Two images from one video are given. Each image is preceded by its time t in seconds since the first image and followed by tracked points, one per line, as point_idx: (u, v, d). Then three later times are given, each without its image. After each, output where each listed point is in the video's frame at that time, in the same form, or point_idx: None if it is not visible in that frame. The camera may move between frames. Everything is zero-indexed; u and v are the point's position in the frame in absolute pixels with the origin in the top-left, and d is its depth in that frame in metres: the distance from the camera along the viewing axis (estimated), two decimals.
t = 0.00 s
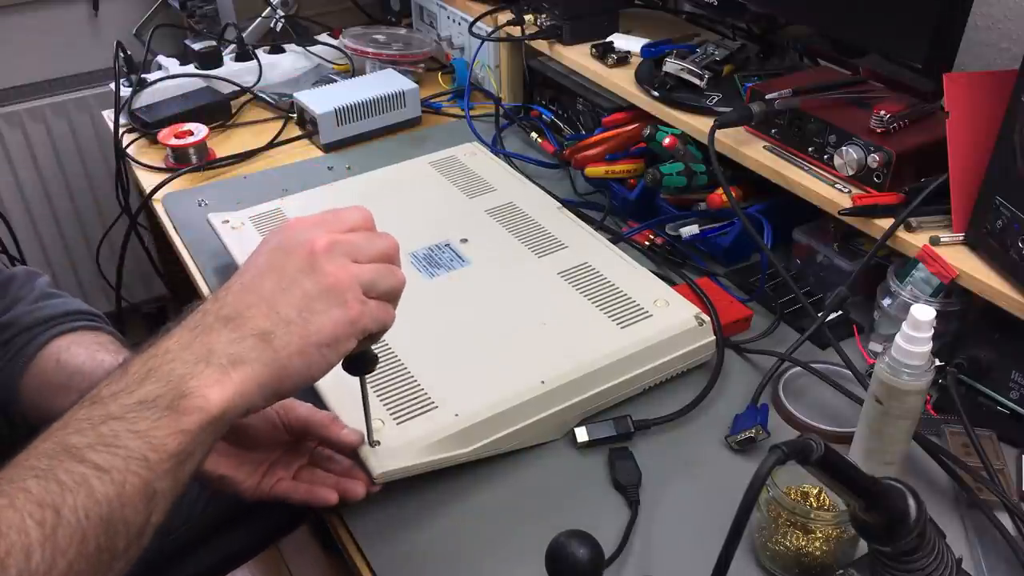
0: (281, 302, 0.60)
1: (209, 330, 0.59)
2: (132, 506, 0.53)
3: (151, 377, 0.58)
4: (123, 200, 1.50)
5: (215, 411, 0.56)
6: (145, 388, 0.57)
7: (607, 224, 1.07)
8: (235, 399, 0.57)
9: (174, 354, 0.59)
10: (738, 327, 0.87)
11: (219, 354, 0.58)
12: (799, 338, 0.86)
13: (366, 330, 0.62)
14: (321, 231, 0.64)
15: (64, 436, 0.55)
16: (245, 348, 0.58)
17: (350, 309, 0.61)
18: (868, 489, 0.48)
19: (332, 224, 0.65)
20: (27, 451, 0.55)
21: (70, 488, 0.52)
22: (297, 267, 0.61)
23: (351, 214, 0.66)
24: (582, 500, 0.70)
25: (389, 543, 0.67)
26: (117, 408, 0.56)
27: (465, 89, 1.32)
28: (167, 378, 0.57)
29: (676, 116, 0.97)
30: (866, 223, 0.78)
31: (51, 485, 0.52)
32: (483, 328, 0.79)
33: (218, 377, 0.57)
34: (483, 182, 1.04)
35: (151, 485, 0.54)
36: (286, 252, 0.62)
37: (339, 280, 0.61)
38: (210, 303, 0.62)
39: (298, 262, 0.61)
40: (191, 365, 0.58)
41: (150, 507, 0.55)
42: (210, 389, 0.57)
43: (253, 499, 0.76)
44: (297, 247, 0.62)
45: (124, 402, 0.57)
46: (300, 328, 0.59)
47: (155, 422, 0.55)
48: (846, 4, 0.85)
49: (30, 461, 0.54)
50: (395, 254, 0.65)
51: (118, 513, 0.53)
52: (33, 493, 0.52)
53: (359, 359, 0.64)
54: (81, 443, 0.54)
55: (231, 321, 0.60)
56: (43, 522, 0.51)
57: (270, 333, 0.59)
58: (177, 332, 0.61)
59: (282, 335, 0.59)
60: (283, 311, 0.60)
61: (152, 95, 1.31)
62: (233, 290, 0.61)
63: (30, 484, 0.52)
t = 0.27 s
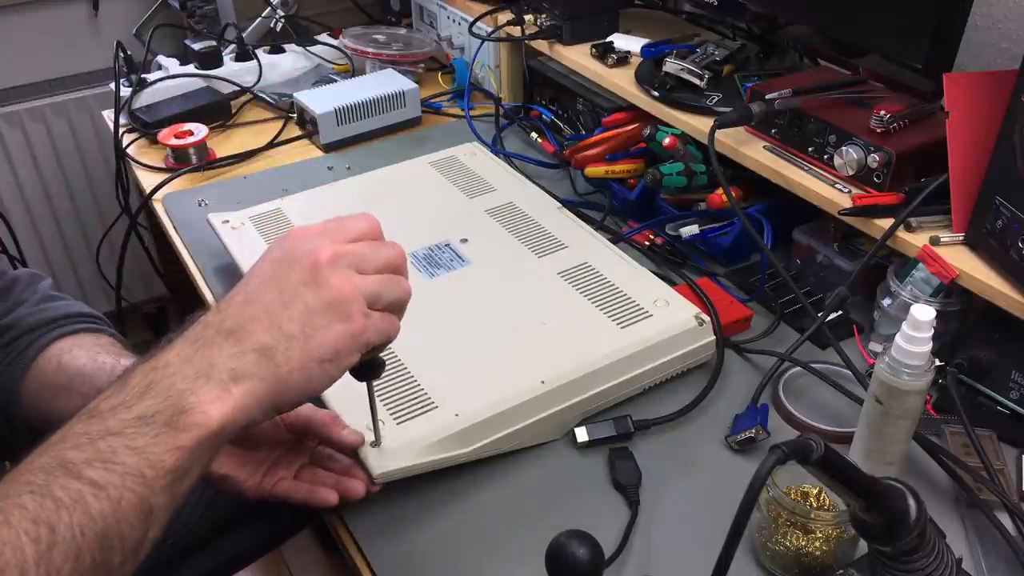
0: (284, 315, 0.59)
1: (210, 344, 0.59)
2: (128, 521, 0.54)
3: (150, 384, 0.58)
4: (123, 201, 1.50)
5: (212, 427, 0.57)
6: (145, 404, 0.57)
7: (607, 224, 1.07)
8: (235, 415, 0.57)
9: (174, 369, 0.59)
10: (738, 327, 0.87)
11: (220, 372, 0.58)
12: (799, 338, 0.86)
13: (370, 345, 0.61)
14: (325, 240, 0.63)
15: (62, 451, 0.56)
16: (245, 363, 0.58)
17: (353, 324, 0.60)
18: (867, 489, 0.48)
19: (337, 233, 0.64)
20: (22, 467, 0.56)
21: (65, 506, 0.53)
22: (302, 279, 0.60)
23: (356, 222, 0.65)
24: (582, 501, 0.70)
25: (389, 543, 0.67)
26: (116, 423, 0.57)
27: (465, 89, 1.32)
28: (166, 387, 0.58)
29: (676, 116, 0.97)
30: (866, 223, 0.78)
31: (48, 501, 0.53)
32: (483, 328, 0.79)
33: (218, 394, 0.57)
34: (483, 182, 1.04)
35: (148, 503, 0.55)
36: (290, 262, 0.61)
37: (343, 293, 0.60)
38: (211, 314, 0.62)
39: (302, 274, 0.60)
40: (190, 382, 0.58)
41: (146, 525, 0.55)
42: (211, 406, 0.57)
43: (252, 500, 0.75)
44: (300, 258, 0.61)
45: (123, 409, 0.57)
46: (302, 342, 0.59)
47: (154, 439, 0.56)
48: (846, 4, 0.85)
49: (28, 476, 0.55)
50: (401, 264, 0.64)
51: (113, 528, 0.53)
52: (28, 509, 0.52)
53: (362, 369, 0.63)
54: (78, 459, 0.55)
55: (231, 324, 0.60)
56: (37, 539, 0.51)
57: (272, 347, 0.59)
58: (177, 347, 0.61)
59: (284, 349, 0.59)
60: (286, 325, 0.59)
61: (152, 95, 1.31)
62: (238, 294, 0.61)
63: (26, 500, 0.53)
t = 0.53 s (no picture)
0: (279, 315, 0.60)
1: (205, 344, 0.59)
2: (124, 521, 0.54)
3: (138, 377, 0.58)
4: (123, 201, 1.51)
5: (206, 424, 0.57)
6: (140, 402, 0.57)
7: (607, 223, 1.07)
8: (230, 412, 0.57)
9: (169, 367, 0.59)
10: (738, 327, 0.87)
11: (214, 366, 0.58)
12: (799, 338, 0.86)
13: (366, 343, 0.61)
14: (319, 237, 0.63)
15: (56, 451, 0.56)
16: (240, 362, 0.58)
17: (347, 322, 0.60)
18: (867, 488, 0.49)
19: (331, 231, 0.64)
20: (20, 466, 0.56)
21: (62, 505, 0.53)
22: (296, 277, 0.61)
23: (351, 222, 0.65)
24: (582, 501, 0.70)
25: (388, 544, 0.67)
26: (112, 422, 0.57)
27: (465, 89, 1.32)
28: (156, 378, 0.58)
29: (676, 116, 0.97)
30: (866, 223, 0.78)
31: (44, 500, 0.53)
32: (483, 328, 0.79)
33: (213, 391, 0.57)
34: (483, 182, 1.04)
35: (145, 500, 0.55)
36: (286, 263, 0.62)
37: (337, 293, 0.60)
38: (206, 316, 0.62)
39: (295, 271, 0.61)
40: (186, 380, 0.58)
41: (143, 522, 0.55)
42: (205, 404, 0.57)
43: (252, 500, 0.75)
44: (296, 258, 0.62)
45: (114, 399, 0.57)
46: (297, 341, 0.59)
47: (150, 436, 0.56)
48: (846, 4, 0.85)
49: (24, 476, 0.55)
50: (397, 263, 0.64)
51: (110, 527, 0.53)
52: (26, 509, 0.53)
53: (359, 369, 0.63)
54: (74, 458, 0.55)
55: (226, 322, 0.60)
56: (35, 539, 0.51)
57: (266, 345, 0.59)
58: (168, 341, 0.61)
59: (279, 348, 0.59)
60: (281, 324, 0.59)
61: (152, 95, 1.31)
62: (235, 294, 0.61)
63: (22, 499, 0.53)
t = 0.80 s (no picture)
0: (280, 322, 0.59)
1: (205, 352, 0.59)
2: (123, 531, 0.54)
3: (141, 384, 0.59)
4: (123, 201, 1.51)
5: (206, 433, 0.57)
6: (141, 411, 0.58)
7: (607, 223, 1.07)
8: (230, 421, 0.57)
9: (169, 375, 0.59)
10: (738, 327, 0.87)
11: (215, 376, 0.58)
12: (799, 337, 0.86)
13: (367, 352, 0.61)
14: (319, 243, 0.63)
15: (56, 460, 0.57)
16: (242, 370, 0.58)
17: (349, 331, 0.60)
18: (868, 488, 0.48)
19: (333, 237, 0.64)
20: (21, 474, 0.57)
21: (62, 514, 0.54)
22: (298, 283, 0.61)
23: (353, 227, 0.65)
24: (582, 501, 0.70)
25: (389, 544, 0.67)
26: (113, 431, 0.57)
27: (465, 89, 1.32)
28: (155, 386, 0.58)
29: (676, 116, 0.97)
30: (866, 223, 0.78)
31: (44, 510, 0.54)
32: (483, 328, 0.79)
33: (213, 400, 0.57)
34: (483, 182, 1.04)
35: (144, 509, 0.55)
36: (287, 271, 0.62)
37: (339, 301, 0.60)
38: (207, 320, 0.62)
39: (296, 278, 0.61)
40: (186, 388, 0.58)
41: (142, 532, 0.56)
42: (206, 414, 0.57)
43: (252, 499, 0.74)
44: (297, 264, 0.61)
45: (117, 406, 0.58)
46: (297, 350, 0.59)
47: (150, 445, 0.56)
48: (846, 4, 0.85)
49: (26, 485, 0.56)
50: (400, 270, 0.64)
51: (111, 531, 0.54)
52: (26, 518, 0.53)
53: (362, 373, 0.63)
54: (74, 468, 0.56)
55: (227, 328, 0.60)
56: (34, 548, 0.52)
57: (268, 354, 0.58)
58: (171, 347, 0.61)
59: (280, 357, 0.59)
60: (282, 332, 0.59)
61: (152, 95, 1.31)
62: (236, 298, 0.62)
63: (23, 509, 0.54)
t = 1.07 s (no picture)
0: (277, 337, 0.59)
1: (201, 366, 0.59)
2: (114, 543, 0.57)
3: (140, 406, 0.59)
4: (122, 201, 1.51)
5: (201, 449, 0.58)
6: (135, 427, 0.59)
7: (607, 223, 1.07)
8: (223, 437, 0.58)
9: (164, 390, 0.59)
10: (738, 327, 0.87)
11: (209, 391, 0.58)
12: (799, 337, 0.86)
13: (365, 366, 0.60)
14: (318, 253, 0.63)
15: (49, 474, 0.58)
16: (236, 386, 0.58)
17: (347, 347, 0.59)
18: (867, 488, 0.49)
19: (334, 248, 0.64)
20: (16, 488, 0.59)
21: (54, 530, 0.56)
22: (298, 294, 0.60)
23: (357, 237, 0.65)
24: (582, 501, 0.70)
25: (389, 544, 0.67)
26: (106, 446, 0.58)
27: (465, 89, 1.32)
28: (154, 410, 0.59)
29: (676, 116, 0.97)
30: (866, 223, 0.78)
31: (36, 525, 0.56)
32: (483, 328, 0.79)
33: (208, 417, 0.58)
34: (483, 182, 1.04)
35: (135, 524, 0.57)
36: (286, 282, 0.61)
37: (338, 315, 0.59)
38: (206, 332, 0.62)
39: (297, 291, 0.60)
40: (181, 404, 0.58)
41: (134, 546, 0.57)
42: (200, 429, 0.58)
43: (252, 500, 0.74)
44: (298, 278, 0.61)
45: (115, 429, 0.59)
46: (294, 367, 0.59)
47: (143, 462, 0.57)
48: (846, 4, 0.85)
49: (17, 500, 0.58)
50: (402, 282, 0.64)
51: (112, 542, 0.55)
52: (17, 534, 0.55)
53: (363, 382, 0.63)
54: (66, 482, 0.57)
55: (223, 342, 0.60)
56: (25, 564, 0.54)
57: (263, 370, 0.58)
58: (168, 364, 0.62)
59: (276, 374, 0.58)
60: (278, 347, 0.59)
61: (152, 95, 1.31)
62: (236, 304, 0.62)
63: (14, 524, 0.56)
